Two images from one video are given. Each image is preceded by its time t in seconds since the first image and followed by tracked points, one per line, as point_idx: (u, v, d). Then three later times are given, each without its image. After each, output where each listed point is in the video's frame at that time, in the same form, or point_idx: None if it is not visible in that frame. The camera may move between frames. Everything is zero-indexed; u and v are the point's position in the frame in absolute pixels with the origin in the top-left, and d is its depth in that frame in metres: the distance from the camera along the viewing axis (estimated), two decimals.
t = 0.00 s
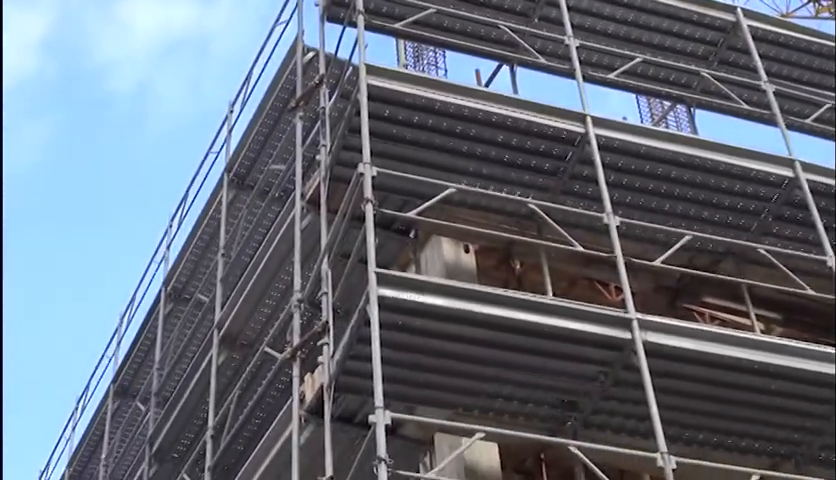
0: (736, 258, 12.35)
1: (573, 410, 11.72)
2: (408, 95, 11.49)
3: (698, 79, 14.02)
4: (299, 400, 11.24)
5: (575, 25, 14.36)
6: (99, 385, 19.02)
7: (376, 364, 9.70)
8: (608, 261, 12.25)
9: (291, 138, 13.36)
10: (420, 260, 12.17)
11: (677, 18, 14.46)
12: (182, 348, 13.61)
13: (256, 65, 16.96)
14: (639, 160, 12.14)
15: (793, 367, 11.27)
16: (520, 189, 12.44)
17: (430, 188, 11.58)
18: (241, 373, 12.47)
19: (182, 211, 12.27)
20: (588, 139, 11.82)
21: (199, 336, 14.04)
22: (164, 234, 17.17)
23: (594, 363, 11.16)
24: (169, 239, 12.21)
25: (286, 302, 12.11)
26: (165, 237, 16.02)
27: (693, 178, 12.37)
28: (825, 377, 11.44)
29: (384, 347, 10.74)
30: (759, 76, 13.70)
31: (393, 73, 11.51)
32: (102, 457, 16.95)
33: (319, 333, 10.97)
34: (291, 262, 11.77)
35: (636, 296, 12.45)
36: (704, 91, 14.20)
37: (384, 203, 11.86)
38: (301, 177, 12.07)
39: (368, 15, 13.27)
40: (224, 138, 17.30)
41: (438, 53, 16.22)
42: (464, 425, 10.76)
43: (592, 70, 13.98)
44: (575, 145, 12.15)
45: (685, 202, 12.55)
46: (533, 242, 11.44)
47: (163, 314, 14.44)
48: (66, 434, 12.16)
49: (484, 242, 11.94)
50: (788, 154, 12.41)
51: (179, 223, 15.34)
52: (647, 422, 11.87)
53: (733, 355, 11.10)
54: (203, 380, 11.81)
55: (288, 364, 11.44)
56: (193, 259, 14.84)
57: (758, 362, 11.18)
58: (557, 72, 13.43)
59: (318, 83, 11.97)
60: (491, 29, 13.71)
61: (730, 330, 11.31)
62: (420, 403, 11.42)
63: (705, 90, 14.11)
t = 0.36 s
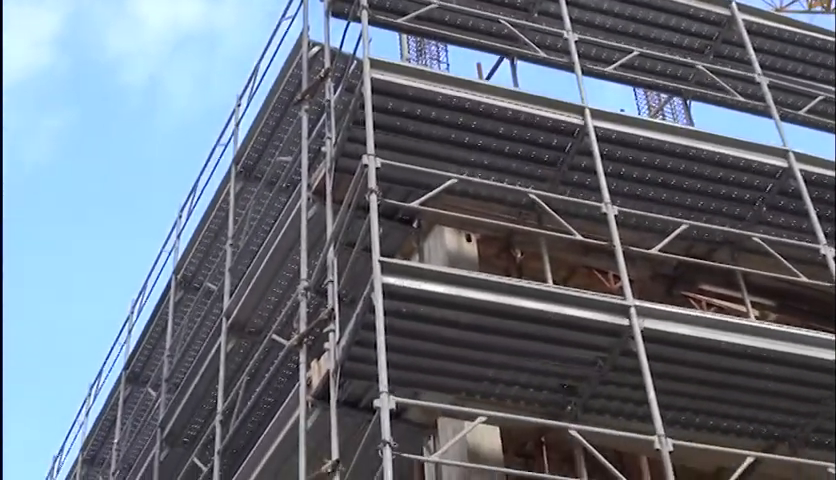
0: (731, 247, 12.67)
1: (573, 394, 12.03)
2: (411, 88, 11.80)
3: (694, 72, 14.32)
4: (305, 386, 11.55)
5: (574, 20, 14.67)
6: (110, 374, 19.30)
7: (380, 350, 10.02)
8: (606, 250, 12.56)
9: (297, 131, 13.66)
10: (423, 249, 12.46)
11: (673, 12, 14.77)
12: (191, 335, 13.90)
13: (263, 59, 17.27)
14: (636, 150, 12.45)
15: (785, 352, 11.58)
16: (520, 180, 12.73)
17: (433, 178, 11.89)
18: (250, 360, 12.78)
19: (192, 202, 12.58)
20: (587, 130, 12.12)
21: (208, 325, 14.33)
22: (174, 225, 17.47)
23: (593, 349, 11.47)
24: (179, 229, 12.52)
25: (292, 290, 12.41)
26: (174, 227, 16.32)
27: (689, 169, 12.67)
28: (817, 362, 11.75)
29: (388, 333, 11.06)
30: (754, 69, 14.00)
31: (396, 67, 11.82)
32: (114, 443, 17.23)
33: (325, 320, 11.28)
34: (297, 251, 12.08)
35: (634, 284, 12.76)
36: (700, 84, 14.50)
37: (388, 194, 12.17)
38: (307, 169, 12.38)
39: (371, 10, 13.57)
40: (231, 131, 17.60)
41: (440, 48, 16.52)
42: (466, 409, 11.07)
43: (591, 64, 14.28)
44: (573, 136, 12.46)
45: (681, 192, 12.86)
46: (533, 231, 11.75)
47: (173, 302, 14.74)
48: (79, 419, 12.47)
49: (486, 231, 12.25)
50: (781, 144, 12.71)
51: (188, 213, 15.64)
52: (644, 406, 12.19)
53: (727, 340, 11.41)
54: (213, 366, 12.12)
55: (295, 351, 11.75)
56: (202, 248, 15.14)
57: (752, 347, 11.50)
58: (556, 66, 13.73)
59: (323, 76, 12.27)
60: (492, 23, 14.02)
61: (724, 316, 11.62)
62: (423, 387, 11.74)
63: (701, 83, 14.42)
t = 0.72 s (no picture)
0: (731, 218, 13.14)
1: (577, 359, 12.56)
2: (421, 66, 12.29)
3: (695, 49, 14.76)
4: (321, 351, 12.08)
5: None
6: (134, 342, 19.82)
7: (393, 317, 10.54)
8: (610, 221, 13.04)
9: (312, 107, 14.15)
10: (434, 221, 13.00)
11: None
12: (212, 304, 14.41)
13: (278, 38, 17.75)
14: (639, 124, 12.91)
15: (781, 317, 12.08)
16: (526, 153, 13.20)
17: (442, 152, 12.39)
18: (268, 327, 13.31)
19: (211, 177, 13.09)
20: (591, 106, 12.60)
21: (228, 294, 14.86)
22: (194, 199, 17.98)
23: (597, 315, 11.98)
24: (200, 202, 13.04)
25: (308, 261, 12.92)
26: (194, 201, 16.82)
27: (690, 142, 13.13)
28: (813, 327, 12.26)
29: (401, 301, 11.59)
30: (753, 45, 14.43)
31: (407, 46, 12.31)
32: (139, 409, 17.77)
33: (340, 288, 11.80)
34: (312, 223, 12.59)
35: (636, 253, 13.27)
36: (700, 60, 14.95)
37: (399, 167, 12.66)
38: (322, 144, 12.88)
39: None
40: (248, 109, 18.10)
41: (449, 27, 16.97)
42: (475, 373, 11.61)
43: (595, 42, 14.73)
44: (578, 111, 12.92)
45: (682, 164, 13.32)
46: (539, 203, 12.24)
47: (194, 273, 15.26)
48: (106, 384, 13.02)
49: (493, 204, 12.74)
50: (779, 117, 13.13)
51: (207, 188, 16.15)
52: (647, 370, 12.70)
53: (725, 306, 11.91)
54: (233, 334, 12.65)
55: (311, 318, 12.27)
56: (221, 221, 15.65)
57: (748, 313, 11.99)
58: (561, 43, 14.19)
59: (337, 55, 12.76)
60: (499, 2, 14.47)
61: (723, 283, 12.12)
62: (434, 353, 12.26)
63: (701, 60, 14.86)
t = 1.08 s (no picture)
0: (728, 166, 13.81)
1: (582, 302, 13.30)
2: (431, 26, 12.97)
3: (694, 5, 15.36)
4: (340, 297, 12.83)
5: None
6: (163, 292, 20.57)
7: (408, 263, 11.28)
8: (613, 170, 13.72)
9: (327, 66, 14.82)
10: (445, 173, 13.74)
11: None
12: (237, 254, 15.14)
13: None
14: (639, 78, 13.57)
15: (773, 260, 12.79)
16: (534, 108, 13.82)
17: (452, 108, 13.08)
18: (290, 275, 14.07)
19: (234, 133, 13.80)
20: (594, 61, 13.26)
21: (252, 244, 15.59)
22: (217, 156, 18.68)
23: (599, 260, 12.71)
24: (223, 157, 13.76)
25: (327, 213, 13.63)
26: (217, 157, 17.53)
27: (688, 95, 13.78)
28: (805, 269, 12.97)
29: (414, 248, 12.34)
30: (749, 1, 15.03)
31: (418, 7, 13.00)
32: (169, 355, 18.55)
33: (357, 238, 12.53)
34: (330, 176, 13.29)
35: (637, 200, 13.97)
36: (698, 16, 15.55)
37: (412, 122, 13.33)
38: (338, 101, 13.58)
39: None
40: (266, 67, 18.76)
41: None
42: (486, 315, 12.37)
43: None
44: (581, 67, 13.58)
45: (681, 117, 13.96)
46: (545, 155, 12.92)
47: (219, 225, 15.99)
48: (139, 331, 13.81)
49: (501, 155, 13.45)
50: (774, 70, 13.80)
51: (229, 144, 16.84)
52: (647, 311, 13.44)
53: (719, 250, 12.63)
54: (257, 282, 13.41)
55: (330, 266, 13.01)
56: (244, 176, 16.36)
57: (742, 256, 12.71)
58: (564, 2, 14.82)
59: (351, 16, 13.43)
60: None
61: (718, 229, 12.83)
62: (447, 297, 13.03)
63: (700, 16, 15.46)
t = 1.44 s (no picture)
0: (723, 106, 14.72)
1: (587, 235, 14.32)
2: None
3: None
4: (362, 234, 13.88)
5: None
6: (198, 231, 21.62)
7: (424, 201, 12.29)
8: (615, 111, 14.65)
9: (347, 18, 15.74)
10: (458, 117, 14.73)
11: None
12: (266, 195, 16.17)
13: None
14: (639, 25, 14.45)
15: (765, 194, 13.74)
16: (539, 54, 14.67)
17: (463, 56, 14.02)
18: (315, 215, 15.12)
19: (261, 83, 14.78)
20: (596, 10, 14.14)
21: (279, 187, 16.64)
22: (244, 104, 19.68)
23: (601, 196, 13.69)
24: (251, 106, 14.76)
25: (348, 157, 14.63)
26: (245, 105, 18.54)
27: (686, 39, 14.65)
28: (794, 200, 13.92)
29: (430, 188, 13.35)
30: None
31: None
32: (205, 291, 19.65)
33: (376, 179, 13.55)
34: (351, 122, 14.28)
35: (638, 140, 14.92)
36: None
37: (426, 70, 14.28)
38: (357, 52, 14.52)
39: None
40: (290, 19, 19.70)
41: None
42: (496, 249, 13.40)
43: None
44: (585, 15, 14.46)
45: (679, 60, 14.85)
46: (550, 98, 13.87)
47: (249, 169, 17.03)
48: (178, 268, 14.91)
49: (510, 100, 14.40)
50: (767, 15, 14.64)
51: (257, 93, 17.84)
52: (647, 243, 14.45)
53: (714, 184, 13.58)
54: (284, 221, 14.47)
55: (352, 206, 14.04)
56: (271, 123, 17.36)
57: (735, 190, 13.66)
58: None
59: None
60: None
61: (713, 165, 13.76)
62: (460, 232, 14.07)
63: None
